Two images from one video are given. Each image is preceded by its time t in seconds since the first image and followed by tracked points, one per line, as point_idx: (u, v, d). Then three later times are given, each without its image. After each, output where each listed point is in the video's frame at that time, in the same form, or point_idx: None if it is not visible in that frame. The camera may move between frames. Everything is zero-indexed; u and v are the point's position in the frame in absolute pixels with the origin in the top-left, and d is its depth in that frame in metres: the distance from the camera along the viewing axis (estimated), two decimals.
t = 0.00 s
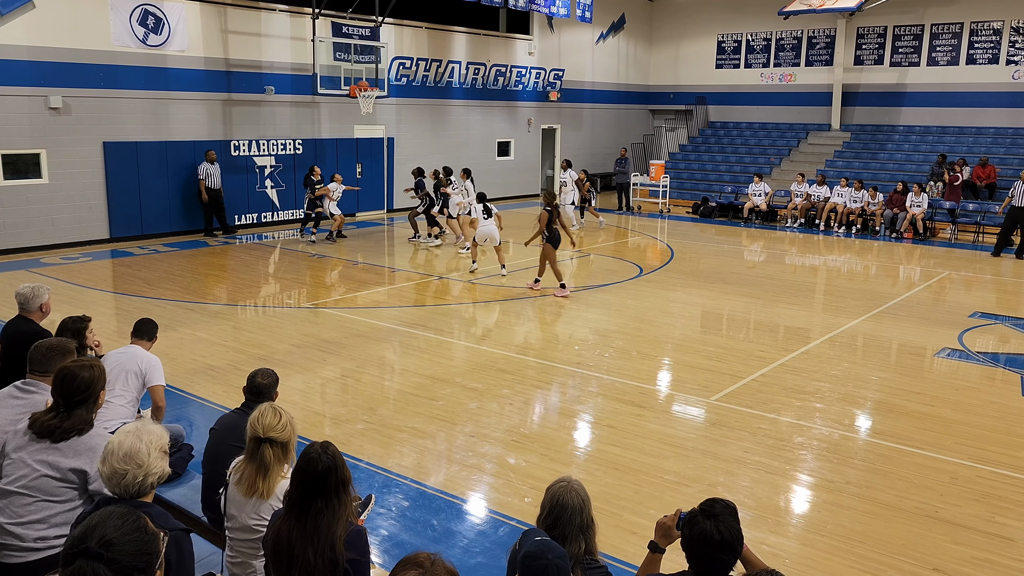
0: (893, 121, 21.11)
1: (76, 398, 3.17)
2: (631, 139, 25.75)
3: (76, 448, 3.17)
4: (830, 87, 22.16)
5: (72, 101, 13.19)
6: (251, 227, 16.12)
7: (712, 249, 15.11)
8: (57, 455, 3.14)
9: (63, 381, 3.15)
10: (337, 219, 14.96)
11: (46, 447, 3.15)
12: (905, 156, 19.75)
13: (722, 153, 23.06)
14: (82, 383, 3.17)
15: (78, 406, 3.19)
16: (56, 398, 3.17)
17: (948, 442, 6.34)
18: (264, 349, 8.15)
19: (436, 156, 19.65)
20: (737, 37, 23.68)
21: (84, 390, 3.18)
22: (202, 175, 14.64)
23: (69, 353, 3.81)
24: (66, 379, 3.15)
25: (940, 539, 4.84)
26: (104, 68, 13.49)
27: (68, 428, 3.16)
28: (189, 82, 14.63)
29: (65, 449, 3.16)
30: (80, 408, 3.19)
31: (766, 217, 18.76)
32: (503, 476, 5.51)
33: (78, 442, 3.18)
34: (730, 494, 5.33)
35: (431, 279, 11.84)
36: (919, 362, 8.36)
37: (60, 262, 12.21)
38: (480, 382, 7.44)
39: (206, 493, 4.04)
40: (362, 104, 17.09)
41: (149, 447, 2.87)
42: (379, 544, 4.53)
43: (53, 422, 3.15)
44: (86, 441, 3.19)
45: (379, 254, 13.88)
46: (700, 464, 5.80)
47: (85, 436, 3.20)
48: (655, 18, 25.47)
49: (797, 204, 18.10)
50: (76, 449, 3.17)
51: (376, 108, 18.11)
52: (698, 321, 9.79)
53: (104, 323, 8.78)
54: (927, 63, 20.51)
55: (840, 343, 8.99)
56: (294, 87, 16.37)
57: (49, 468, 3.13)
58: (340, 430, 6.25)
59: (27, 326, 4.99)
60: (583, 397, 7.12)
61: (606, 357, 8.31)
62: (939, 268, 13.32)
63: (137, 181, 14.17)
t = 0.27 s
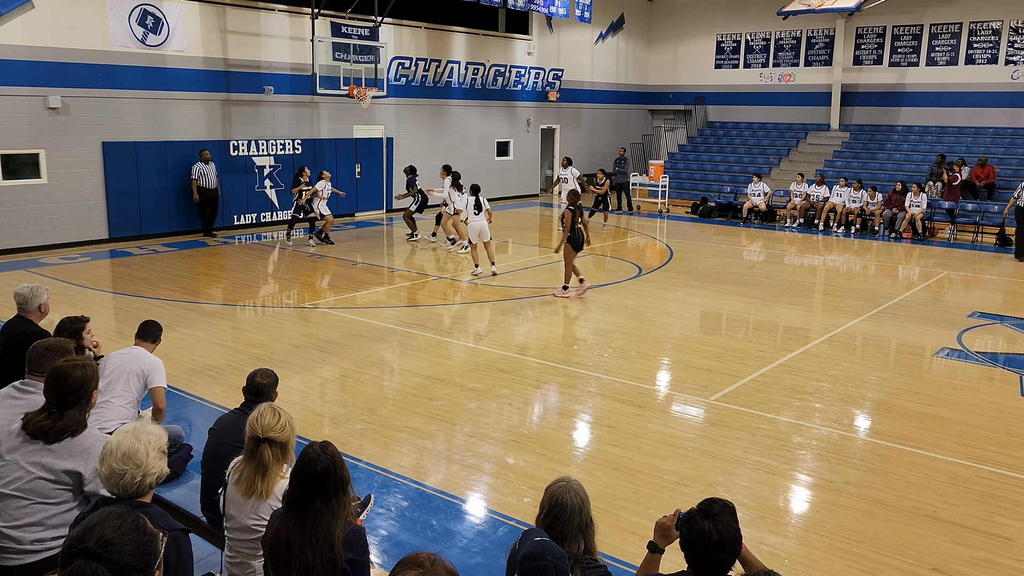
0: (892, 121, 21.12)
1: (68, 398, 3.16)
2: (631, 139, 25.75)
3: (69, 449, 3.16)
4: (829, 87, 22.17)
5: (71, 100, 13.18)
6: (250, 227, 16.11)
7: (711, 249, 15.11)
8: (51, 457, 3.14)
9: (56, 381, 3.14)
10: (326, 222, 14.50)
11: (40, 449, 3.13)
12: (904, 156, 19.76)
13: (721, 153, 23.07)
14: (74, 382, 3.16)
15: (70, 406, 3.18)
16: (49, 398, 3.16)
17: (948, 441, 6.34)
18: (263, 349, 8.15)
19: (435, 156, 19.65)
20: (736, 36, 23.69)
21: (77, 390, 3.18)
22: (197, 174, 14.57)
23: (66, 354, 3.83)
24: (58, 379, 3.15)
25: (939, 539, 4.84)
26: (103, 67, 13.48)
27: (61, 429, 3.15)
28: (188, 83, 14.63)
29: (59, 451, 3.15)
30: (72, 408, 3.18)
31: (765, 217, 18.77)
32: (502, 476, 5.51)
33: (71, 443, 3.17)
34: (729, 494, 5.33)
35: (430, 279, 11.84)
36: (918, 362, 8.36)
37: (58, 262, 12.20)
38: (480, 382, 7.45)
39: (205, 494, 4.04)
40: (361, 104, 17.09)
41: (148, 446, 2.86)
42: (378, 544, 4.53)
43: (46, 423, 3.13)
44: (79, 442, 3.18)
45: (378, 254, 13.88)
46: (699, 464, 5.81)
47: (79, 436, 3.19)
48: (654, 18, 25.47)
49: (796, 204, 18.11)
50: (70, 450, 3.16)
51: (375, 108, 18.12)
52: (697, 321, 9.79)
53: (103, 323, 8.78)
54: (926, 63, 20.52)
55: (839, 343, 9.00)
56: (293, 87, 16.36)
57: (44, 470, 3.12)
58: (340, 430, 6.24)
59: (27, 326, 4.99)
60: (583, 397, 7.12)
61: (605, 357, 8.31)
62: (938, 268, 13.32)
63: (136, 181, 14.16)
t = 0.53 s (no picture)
0: (891, 121, 21.13)
1: (41, 392, 3.14)
2: (630, 139, 25.75)
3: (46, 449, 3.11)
4: (828, 87, 22.17)
5: (70, 100, 13.17)
6: (249, 227, 16.10)
7: (711, 249, 15.11)
8: (29, 458, 3.08)
9: (29, 378, 3.14)
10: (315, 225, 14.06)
11: (15, 451, 3.06)
12: (903, 156, 19.76)
13: (720, 153, 23.07)
14: (48, 376, 3.16)
15: (43, 401, 3.14)
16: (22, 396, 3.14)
17: (946, 441, 6.34)
18: (262, 350, 8.14)
19: (434, 156, 19.64)
20: (735, 37, 23.69)
21: (51, 383, 3.16)
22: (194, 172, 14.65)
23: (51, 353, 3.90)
24: (31, 375, 3.15)
25: (939, 539, 4.84)
26: (101, 67, 13.47)
27: (34, 426, 3.08)
28: (187, 83, 14.62)
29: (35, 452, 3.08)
30: (45, 404, 3.14)
31: (765, 217, 18.77)
32: (502, 476, 5.51)
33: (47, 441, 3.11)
34: (728, 494, 5.34)
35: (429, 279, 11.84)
36: (917, 362, 8.37)
37: (57, 262, 12.19)
38: (479, 382, 7.44)
39: (205, 493, 4.05)
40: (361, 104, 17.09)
41: (145, 447, 2.85)
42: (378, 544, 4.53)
43: (19, 420, 3.08)
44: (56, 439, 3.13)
45: (377, 254, 13.87)
46: (699, 464, 5.80)
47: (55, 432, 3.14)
48: (653, 18, 25.47)
49: (796, 204, 18.11)
50: (46, 449, 3.10)
51: (374, 108, 18.11)
52: (697, 321, 9.79)
53: (102, 323, 8.78)
54: (925, 63, 20.52)
55: (839, 343, 9.00)
56: (293, 87, 16.35)
57: (22, 473, 3.06)
58: (339, 430, 6.24)
59: (26, 326, 5.00)
60: (582, 397, 7.12)
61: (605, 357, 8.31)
62: (937, 268, 13.33)
63: (135, 181, 14.15)
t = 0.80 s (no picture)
0: (890, 121, 21.13)
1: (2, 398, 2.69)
2: (629, 139, 25.75)
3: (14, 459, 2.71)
4: (827, 87, 22.17)
5: (68, 100, 13.16)
6: (247, 227, 16.09)
7: (709, 249, 15.11)
8: None
9: None
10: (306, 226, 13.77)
11: None
12: (902, 156, 19.77)
13: (719, 152, 23.06)
14: (10, 380, 2.69)
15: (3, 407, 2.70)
16: None
17: (944, 441, 6.35)
18: (261, 350, 8.14)
19: (433, 156, 19.63)
20: (734, 36, 23.69)
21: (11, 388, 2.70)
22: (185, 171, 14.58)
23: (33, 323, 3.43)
24: None
25: (937, 539, 4.84)
26: (100, 67, 13.47)
27: None
28: (185, 82, 14.62)
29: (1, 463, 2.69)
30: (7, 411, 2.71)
31: (764, 217, 18.77)
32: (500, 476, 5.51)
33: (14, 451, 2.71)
34: (726, 494, 5.34)
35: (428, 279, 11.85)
36: (916, 362, 8.37)
37: (56, 263, 12.19)
38: (477, 383, 7.45)
39: (204, 495, 4.06)
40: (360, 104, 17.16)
41: (134, 451, 2.84)
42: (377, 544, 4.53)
43: None
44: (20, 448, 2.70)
45: (376, 254, 13.87)
46: (697, 464, 5.80)
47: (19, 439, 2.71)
48: (652, 18, 25.46)
49: (795, 204, 18.11)
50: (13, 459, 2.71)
51: (373, 108, 18.11)
52: (695, 322, 9.79)
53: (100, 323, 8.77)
54: (924, 63, 20.53)
55: (837, 343, 9.00)
56: (291, 87, 16.35)
57: None
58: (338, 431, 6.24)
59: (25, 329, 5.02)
60: (580, 397, 7.13)
61: (603, 357, 8.31)
62: (935, 268, 13.33)
63: (134, 181, 14.15)
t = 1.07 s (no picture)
0: (886, 121, 21.18)
1: None
2: (626, 139, 25.79)
3: None
4: (824, 87, 22.21)
5: (65, 100, 13.15)
6: (245, 228, 16.09)
7: (706, 249, 15.13)
8: None
9: None
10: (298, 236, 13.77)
11: None
12: (898, 156, 19.80)
13: (716, 152, 23.10)
14: None
15: None
16: None
17: (942, 441, 6.36)
18: (258, 350, 8.13)
19: (430, 156, 19.65)
20: (731, 37, 23.72)
21: None
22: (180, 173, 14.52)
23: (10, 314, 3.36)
24: None
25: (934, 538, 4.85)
26: (97, 67, 13.45)
27: None
28: (183, 83, 14.61)
29: None
30: None
31: (761, 217, 18.80)
32: (498, 477, 5.52)
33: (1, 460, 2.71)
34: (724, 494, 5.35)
35: (426, 279, 11.86)
36: (912, 362, 8.39)
37: (53, 263, 12.18)
38: (475, 383, 7.45)
39: (200, 499, 4.04)
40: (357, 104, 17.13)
41: (116, 459, 2.73)
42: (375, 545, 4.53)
43: None
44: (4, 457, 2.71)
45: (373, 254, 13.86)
46: (694, 464, 5.81)
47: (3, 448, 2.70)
48: (650, 18, 25.49)
49: (791, 204, 18.15)
50: None
51: (370, 108, 18.11)
52: (693, 321, 9.80)
53: (97, 324, 8.77)
54: (920, 63, 20.57)
55: (834, 343, 9.02)
56: (289, 87, 16.34)
57: None
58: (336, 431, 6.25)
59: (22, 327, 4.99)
60: (578, 397, 7.13)
61: (601, 357, 8.32)
62: (932, 268, 13.36)
63: (131, 181, 14.13)
